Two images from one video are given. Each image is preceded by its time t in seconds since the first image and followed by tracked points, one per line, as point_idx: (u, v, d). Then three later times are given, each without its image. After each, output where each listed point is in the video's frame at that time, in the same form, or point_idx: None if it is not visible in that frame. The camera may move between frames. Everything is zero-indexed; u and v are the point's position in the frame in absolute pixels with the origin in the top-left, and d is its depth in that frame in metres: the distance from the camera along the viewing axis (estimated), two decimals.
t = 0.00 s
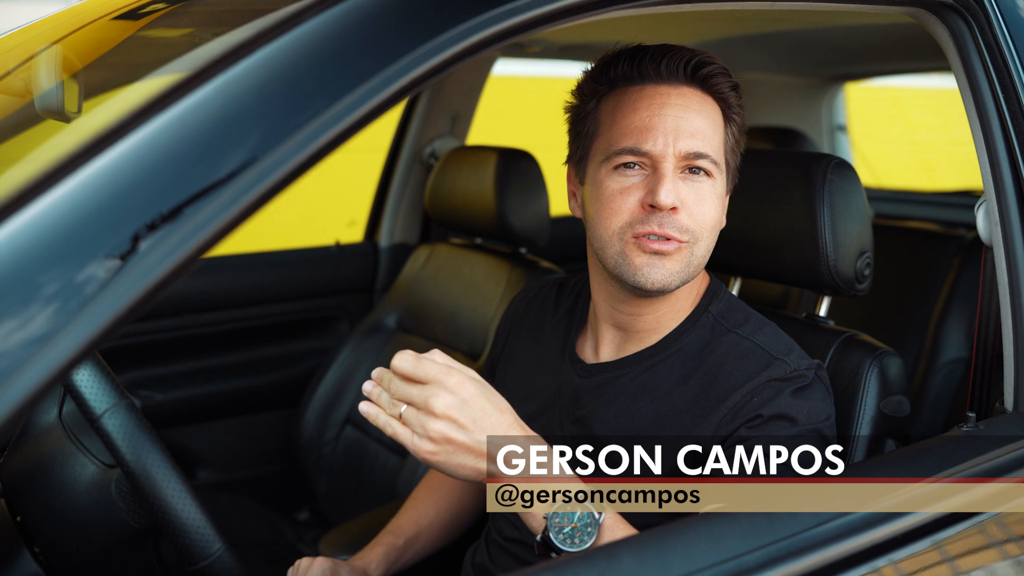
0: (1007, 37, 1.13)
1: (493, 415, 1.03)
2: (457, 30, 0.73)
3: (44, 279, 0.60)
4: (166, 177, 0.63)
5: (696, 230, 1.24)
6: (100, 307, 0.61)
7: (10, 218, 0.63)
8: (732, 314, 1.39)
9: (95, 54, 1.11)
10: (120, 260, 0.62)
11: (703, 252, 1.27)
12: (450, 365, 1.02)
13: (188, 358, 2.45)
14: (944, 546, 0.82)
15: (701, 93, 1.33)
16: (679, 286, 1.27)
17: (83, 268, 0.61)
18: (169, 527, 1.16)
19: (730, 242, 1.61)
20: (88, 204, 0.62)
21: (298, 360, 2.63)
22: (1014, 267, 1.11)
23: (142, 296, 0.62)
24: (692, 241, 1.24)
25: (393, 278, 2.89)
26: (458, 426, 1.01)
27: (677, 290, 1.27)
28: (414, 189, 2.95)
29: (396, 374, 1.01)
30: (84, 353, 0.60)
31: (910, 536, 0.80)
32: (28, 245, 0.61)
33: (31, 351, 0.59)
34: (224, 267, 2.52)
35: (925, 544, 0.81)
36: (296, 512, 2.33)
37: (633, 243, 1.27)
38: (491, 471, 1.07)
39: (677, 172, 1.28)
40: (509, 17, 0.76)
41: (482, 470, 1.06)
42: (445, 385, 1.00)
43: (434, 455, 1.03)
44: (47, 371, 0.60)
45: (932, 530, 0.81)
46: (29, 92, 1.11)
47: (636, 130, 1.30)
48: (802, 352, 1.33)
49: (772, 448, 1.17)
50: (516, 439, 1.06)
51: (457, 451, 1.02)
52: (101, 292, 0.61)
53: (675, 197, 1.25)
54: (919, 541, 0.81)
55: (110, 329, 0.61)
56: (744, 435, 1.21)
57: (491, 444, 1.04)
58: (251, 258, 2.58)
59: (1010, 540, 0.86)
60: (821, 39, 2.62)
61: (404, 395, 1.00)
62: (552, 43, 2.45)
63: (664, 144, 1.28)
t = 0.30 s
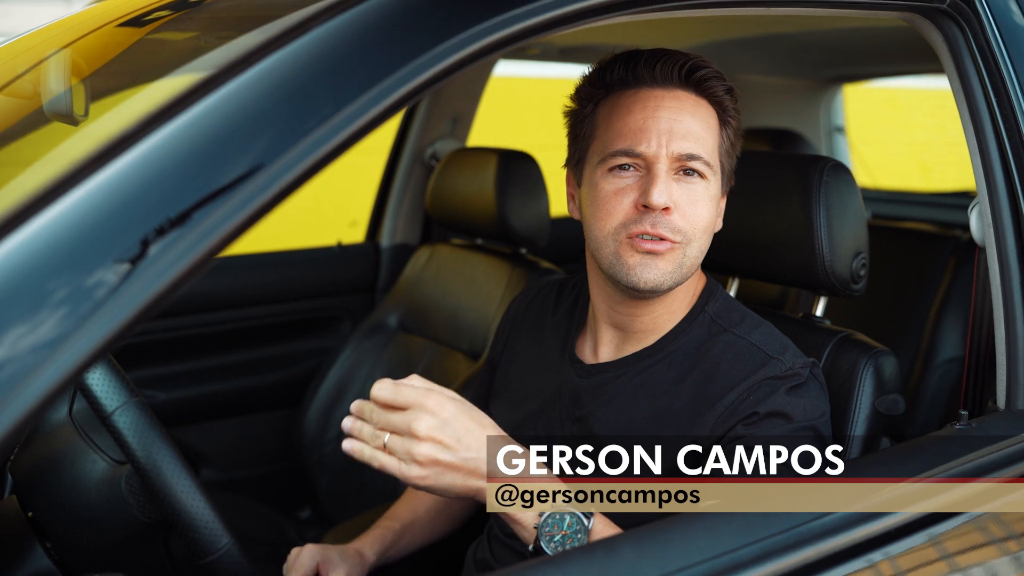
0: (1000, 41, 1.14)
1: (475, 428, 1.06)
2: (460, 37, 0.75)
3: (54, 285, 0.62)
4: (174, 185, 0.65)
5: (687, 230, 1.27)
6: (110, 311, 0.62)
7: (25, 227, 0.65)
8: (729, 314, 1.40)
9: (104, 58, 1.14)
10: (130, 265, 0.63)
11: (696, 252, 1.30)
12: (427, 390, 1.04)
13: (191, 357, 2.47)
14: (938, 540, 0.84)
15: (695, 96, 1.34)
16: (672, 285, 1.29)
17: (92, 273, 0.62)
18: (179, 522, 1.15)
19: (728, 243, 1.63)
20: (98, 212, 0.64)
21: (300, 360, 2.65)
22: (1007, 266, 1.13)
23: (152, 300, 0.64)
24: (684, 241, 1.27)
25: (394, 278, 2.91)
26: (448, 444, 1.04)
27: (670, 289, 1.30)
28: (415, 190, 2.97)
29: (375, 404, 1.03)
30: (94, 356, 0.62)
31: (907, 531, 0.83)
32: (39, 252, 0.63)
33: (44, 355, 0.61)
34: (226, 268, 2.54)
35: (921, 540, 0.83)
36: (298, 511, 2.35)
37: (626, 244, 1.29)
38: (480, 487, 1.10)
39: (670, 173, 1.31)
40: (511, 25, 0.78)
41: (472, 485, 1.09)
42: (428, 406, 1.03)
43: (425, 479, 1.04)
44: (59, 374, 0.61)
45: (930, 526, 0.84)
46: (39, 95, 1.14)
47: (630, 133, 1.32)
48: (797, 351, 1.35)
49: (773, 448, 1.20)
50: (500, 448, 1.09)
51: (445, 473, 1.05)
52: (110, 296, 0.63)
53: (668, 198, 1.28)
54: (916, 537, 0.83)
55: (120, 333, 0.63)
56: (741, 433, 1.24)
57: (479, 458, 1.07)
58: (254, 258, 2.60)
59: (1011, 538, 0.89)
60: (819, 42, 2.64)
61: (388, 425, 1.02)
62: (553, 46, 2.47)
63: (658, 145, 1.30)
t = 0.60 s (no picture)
0: (992, 44, 1.16)
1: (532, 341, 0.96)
2: (463, 41, 0.77)
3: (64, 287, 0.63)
4: (183, 185, 0.66)
5: (646, 204, 1.34)
6: (118, 313, 0.64)
7: (36, 230, 0.66)
8: (721, 302, 1.49)
9: (111, 61, 1.16)
10: (139, 265, 0.64)
11: (659, 226, 1.36)
12: (482, 306, 0.91)
13: (193, 356, 2.49)
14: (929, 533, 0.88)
15: (649, 84, 1.45)
16: (638, 258, 1.35)
17: (99, 276, 0.63)
18: (187, 515, 1.12)
19: (726, 242, 1.65)
20: (107, 213, 0.65)
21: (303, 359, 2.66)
22: (998, 265, 1.15)
23: (160, 301, 0.65)
24: (643, 214, 1.34)
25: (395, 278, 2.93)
26: (512, 358, 0.93)
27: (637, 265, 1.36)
28: (416, 190, 2.99)
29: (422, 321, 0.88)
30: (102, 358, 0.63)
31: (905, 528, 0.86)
32: (48, 255, 0.64)
33: (53, 357, 0.62)
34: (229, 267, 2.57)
35: (921, 535, 0.87)
36: (300, 507, 2.38)
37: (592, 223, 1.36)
38: (536, 391, 1.01)
39: (629, 154, 1.39)
40: (510, 30, 0.80)
41: (526, 394, 1.00)
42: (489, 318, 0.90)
43: (486, 388, 0.94)
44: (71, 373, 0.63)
45: (928, 521, 0.88)
46: (48, 98, 1.17)
47: (589, 122, 1.43)
48: (788, 335, 1.43)
49: (772, 448, 1.25)
50: (552, 363, 1.00)
51: (511, 378, 0.95)
52: (118, 298, 0.64)
53: (625, 176, 1.36)
54: (914, 532, 0.87)
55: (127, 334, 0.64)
56: (727, 412, 1.30)
57: (536, 374, 0.98)
58: (256, 258, 2.63)
59: (1009, 534, 0.94)
60: (816, 43, 2.66)
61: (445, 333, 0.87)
62: (552, 47, 2.49)
63: (613, 129, 1.41)
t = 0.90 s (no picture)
0: (982, 47, 1.18)
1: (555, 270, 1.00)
2: (464, 44, 0.79)
3: (69, 289, 0.65)
4: (190, 186, 0.68)
5: (614, 190, 1.40)
6: (123, 314, 0.65)
7: (46, 232, 0.67)
8: (711, 290, 1.55)
9: (116, 64, 1.18)
10: (147, 265, 0.66)
11: (629, 211, 1.42)
12: (524, 220, 0.95)
13: (196, 355, 2.52)
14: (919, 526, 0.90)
15: (608, 82, 1.54)
16: (612, 243, 1.41)
17: (106, 277, 0.65)
18: (192, 508, 1.12)
19: (722, 242, 1.66)
20: (116, 215, 0.67)
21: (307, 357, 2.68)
22: (989, 265, 1.17)
23: (166, 301, 0.66)
24: (613, 200, 1.40)
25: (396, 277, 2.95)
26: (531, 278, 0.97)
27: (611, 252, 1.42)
28: (416, 190, 3.01)
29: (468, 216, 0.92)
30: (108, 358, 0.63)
31: (903, 524, 0.90)
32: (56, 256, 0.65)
33: (58, 358, 0.63)
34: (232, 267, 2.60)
35: (919, 530, 0.91)
36: (301, 505, 2.41)
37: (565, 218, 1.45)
38: (540, 316, 1.04)
39: (593, 146, 1.47)
40: (509, 34, 0.82)
41: (530, 313, 1.03)
42: (528, 231, 0.94)
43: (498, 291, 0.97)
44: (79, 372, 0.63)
45: (925, 516, 0.91)
46: (55, 100, 1.19)
47: (555, 123, 1.53)
48: (773, 317, 1.51)
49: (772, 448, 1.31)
50: (563, 293, 1.04)
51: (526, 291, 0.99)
52: (125, 298, 0.65)
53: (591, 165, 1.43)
54: (912, 527, 0.90)
55: (132, 335, 0.65)
56: (704, 379, 1.37)
57: (545, 296, 1.01)
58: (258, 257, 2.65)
59: (1006, 530, 0.97)
60: (813, 44, 2.67)
61: (484, 229, 0.91)
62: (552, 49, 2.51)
63: (575, 126, 1.50)
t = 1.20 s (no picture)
0: (973, 48, 1.20)
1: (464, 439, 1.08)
2: (464, 47, 0.81)
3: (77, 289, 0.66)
4: (197, 187, 0.70)
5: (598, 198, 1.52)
6: (129, 314, 0.66)
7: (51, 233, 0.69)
8: (698, 293, 1.57)
9: (122, 66, 1.20)
10: (154, 264, 0.67)
11: (614, 216, 1.54)
12: (420, 414, 1.04)
13: (197, 353, 2.53)
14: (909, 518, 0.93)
15: (585, 88, 1.59)
16: (598, 248, 1.53)
17: (111, 277, 0.66)
18: (197, 500, 1.11)
19: (718, 241, 1.68)
20: (122, 216, 0.68)
21: (305, 356, 2.76)
22: (979, 264, 1.19)
23: (172, 299, 0.68)
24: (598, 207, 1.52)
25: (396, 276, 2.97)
26: (450, 462, 1.05)
27: (597, 258, 1.53)
28: (416, 191, 3.02)
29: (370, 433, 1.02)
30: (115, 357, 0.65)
31: (900, 520, 0.92)
32: (63, 257, 0.67)
33: (66, 358, 0.65)
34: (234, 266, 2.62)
35: (915, 527, 0.93)
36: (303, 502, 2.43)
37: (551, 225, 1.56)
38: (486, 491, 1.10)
39: (573, 153, 1.55)
40: (509, 36, 0.84)
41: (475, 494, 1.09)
42: (425, 422, 1.04)
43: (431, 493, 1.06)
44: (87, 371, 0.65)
45: (921, 513, 0.94)
46: (62, 102, 1.21)
47: (535, 131, 1.60)
48: (763, 323, 1.50)
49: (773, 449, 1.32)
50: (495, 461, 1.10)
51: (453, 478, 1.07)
52: (130, 298, 0.66)
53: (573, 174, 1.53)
54: (909, 523, 0.93)
55: (137, 334, 0.67)
56: (711, 408, 1.36)
57: (477, 475, 1.07)
58: (259, 257, 2.67)
59: (1002, 523, 1.00)
60: (810, 45, 2.69)
61: (388, 445, 1.02)
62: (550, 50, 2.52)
63: (554, 134, 1.57)
